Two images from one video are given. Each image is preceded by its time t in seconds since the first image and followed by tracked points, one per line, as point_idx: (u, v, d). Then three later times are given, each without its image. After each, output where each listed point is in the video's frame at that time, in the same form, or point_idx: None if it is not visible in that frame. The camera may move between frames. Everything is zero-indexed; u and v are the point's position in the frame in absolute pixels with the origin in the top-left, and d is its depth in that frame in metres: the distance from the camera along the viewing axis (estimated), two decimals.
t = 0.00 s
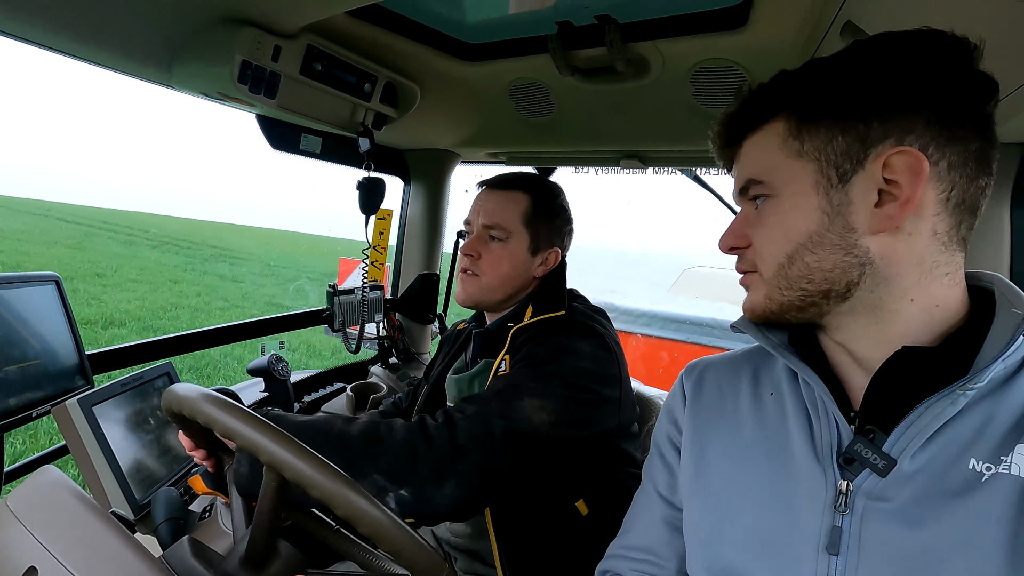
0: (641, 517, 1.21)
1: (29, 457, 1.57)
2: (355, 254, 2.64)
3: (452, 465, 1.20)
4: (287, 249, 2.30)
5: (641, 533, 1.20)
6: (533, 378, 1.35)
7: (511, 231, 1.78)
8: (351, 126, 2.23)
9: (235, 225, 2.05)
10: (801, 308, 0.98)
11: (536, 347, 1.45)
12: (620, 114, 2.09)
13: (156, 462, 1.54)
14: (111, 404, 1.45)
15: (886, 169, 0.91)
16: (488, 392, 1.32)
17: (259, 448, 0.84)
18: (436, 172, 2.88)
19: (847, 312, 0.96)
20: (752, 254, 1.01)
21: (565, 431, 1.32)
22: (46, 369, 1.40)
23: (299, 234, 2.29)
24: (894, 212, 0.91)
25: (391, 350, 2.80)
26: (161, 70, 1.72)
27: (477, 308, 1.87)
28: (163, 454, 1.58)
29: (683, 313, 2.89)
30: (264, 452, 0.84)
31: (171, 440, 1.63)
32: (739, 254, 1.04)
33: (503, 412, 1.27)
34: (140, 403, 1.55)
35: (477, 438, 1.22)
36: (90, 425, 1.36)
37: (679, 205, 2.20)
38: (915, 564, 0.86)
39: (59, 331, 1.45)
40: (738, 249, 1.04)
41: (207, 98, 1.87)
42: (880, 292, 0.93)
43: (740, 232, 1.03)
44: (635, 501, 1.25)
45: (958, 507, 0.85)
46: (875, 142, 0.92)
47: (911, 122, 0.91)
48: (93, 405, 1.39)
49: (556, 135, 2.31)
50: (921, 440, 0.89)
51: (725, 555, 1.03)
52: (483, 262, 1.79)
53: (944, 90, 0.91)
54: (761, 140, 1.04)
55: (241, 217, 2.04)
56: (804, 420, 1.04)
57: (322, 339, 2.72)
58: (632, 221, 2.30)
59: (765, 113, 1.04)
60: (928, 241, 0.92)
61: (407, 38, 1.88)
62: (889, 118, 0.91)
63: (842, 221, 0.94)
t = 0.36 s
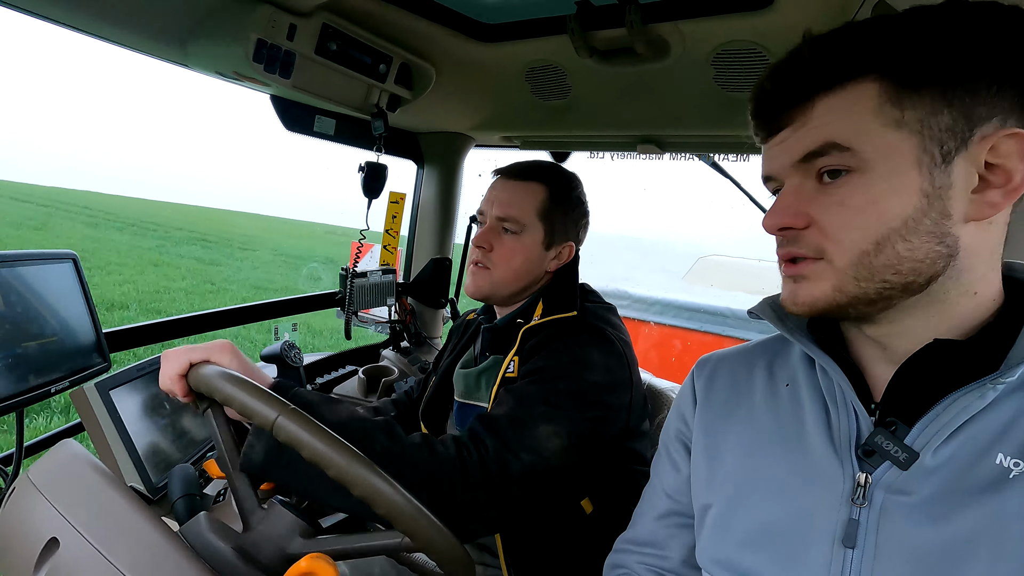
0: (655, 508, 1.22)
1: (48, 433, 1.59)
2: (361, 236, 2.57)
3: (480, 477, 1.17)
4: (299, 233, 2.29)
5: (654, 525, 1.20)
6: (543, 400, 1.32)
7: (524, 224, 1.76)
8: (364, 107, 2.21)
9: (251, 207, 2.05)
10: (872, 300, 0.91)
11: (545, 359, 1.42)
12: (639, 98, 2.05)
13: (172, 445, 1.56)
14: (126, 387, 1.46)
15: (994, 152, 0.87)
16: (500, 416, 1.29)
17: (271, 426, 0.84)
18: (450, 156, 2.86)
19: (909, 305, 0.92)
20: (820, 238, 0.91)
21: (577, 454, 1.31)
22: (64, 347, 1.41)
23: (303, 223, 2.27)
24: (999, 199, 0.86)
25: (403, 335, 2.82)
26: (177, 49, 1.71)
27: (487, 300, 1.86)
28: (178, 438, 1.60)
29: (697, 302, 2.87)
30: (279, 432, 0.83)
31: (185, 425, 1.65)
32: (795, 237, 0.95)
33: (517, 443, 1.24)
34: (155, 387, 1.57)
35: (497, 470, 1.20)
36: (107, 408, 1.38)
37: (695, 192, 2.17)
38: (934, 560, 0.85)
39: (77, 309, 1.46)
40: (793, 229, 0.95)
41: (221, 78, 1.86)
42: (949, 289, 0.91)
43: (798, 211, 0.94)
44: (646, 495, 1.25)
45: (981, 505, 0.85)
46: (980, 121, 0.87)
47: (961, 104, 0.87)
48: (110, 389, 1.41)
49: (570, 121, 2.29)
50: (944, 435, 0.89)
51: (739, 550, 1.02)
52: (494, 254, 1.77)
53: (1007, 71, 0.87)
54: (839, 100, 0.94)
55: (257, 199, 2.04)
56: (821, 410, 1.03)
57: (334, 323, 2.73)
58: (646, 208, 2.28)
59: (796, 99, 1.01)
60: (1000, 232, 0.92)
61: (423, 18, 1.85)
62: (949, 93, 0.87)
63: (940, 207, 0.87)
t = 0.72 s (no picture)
0: (664, 513, 1.21)
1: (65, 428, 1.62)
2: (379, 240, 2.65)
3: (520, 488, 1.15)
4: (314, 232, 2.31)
5: (662, 530, 1.20)
6: (576, 403, 1.31)
7: (526, 212, 1.76)
8: (378, 111, 2.23)
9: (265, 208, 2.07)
10: (905, 317, 0.90)
11: (570, 355, 1.42)
12: (654, 100, 2.04)
13: (184, 433, 1.57)
14: (142, 373, 1.47)
15: None
16: (530, 421, 1.27)
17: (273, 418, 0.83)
18: (462, 158, 2.87)
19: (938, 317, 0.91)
20: (858, 254, 0.89)
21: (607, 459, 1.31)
22: (81, 343, 1.44)
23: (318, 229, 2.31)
24: None
25: (412, 336, 2.82)
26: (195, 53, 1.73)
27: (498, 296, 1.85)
28: (189, 425, 1.60)
29: (708, 307, 2.85)
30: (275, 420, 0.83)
31: (198, 412, 1.66)
32: (824, 251, 0.93)
33: (553, 452, 1.23)
34: (168, 373, 1.58)
35: (536, 479, 1.19)
36: (122, 390, 1.38)
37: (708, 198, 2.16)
38: (946, 567, 0.84)
39: (95, 306, 1.49)
40: (824, 243, 0.92)
41: (238, 81, 1.89)
42: (976, 298, 0.91)
43: (831, 225, 0.92)
44: (655, 500, 1.25)
45: (998, 514, 0.84)
46: (1014, 132, 0.86)
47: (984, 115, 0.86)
48: (126, 373, 1.42)
49: (581, 124, 2.30)
50: (958, 440, 0.88)
51: (748, 556, 1.01)
52: (499, 246, 1.77)
53: None
54: (881, 107, 0.91)
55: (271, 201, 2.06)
56: (830, 415, 1.03)
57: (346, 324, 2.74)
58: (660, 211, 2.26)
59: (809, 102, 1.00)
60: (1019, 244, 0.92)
61: (437, 23, 1.87)
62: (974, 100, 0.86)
63: (977, 220, 0.86)
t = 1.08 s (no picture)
0: (664, 521, 1.21)
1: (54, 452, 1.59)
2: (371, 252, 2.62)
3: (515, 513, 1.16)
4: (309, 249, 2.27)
5: (662, 537, 1.19)
6: (576, 436, 1.30)
7: (538, 251, 1.75)
8: (371, 125, 2.24)
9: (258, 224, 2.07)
10: (932, 328, 0.88)
11: (574, 391, 1.41)
12: (647, 114, 2.07)
13: (180, 463, 1.54)
14: (138, 405, 1.47)
15: None
16: (528, 449, 1.27)
17: (277, 450, 0.81)
18: (456, 171, 2.88)
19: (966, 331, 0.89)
20: (891, 266, 0.86)
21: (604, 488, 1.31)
22: (73, 364, 1.43)
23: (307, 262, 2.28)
24: None
25: (409, 349, 2.83)
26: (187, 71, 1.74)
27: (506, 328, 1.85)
28: (186, 455, 1.57)
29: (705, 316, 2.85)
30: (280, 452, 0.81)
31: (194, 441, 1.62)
32: (854, 257, 0.90)
33: (549, 485, 1.22)
34: (161, 403, 1.56)
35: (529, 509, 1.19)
36: (119, 429, 1.37)
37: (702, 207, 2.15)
38: None
39: (86, 326, 1.48)
40: (852, 250, 0.90)
41: (229, 99, 1.89)
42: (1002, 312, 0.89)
43: (862, 228, 0.89)
44: (655, 506, 1.24)
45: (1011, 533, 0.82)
46: None
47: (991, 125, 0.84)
48: (122, 408, 1.41)
49: (574, 137, 2.30)
50: (969, 455, 0.87)
51: (751, 567, 1.01)
52: (509, 284, 1.77)
53: None
54: (930, 108, 0.87)
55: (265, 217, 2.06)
56: (838, 424, 1.02)
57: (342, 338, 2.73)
58: (655, 218, 2.23)
59: (825, 114, 1.01)
60: None
61: (429, 39, 1.88)
62: (982, 108, 0.84)
63: (1016, 232, 0.84)
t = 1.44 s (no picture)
0: (655, 510, 1.22)
1: (62, 479, 1.61)
2: (364, 260, 2.56)
3: (501, 479, 1.18)
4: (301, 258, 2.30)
5: (653, 527, 1.21)
6: (570, 407, 1.32)
7: (519, 230, 1.79)
8: (358, 135, 2.25)
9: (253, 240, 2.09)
10: (866, 282, 0.90)
11: (567, 367, 1.44)
12: (631, 105, 2.06)
13: (188, 477, 1.57)
14: (142, 424, 1.47)
15: (972, 141, 0.89)
16: (524, 417, 1.29)
17: (241, 443, 0.89)
18: (446, 174, 2.89)
19: (899, 287, 0.91)
20: (819, 219, 0.91)
21: (598, 457, 1.31)
22: (76, 391, 1.44)
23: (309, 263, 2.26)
24: (979, 183, 0.88)
25: (410, 355, 2.83)
26: (171, 93, 1.75)
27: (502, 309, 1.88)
28: (195, 469, 1.61)
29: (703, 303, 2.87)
30: (250, 447, 0.88)
31: (201, 457, 1.67)
32: (791, 219, 0.95)
33: (541, 445, 1.24)
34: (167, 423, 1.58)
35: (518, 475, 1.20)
36: (122, 441, 1.38)
37: (690, 195, 2.18)
38: (919, 546, 0.84)
39: (87, 353, 1.50)
40: (789, 212, 0.95)
41: (215, 118, 1.90)
42: (930, 269, 0.91)
43: (792, 194, 0.95)
44: (647, 498, 1.26)
45: (959, 487, 0.84)
46: (961, 112, 0.89)
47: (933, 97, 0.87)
48: (127, 426, 1.41)
49: (562, 133, 2.32)
50: (921, 418, 0.88)
51: (736, 544, 1.03)
52: (495, 262, 1.81)
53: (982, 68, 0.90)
54: (836, 92, 0.95)
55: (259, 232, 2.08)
56: (807, 406, 1.04)
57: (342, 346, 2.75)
58: (642, 213, 2.28)
59: (778, 99, 1.03)
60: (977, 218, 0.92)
61: (408, 45, 1.88)
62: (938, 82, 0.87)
63: (928, 187, 0.88)
